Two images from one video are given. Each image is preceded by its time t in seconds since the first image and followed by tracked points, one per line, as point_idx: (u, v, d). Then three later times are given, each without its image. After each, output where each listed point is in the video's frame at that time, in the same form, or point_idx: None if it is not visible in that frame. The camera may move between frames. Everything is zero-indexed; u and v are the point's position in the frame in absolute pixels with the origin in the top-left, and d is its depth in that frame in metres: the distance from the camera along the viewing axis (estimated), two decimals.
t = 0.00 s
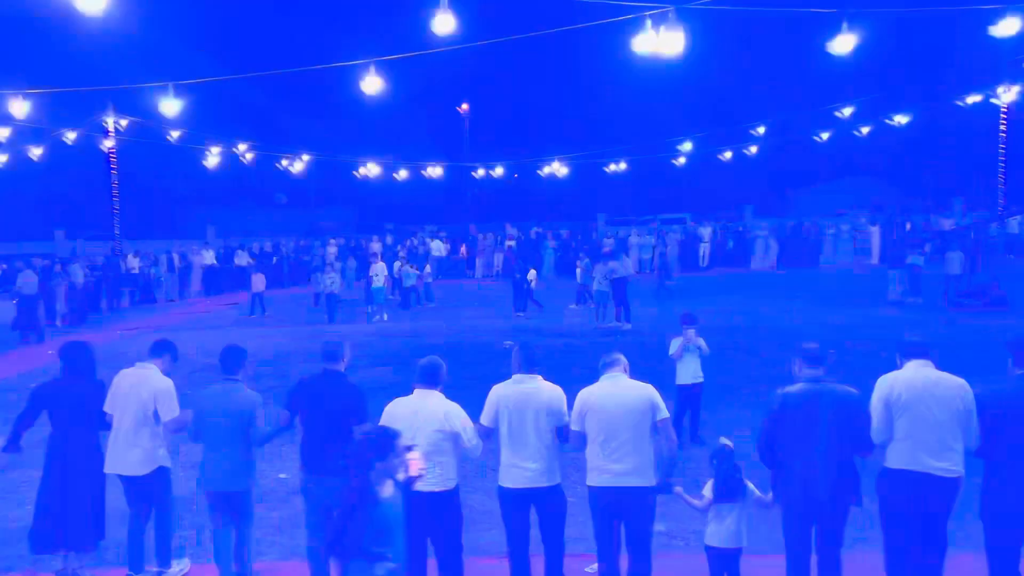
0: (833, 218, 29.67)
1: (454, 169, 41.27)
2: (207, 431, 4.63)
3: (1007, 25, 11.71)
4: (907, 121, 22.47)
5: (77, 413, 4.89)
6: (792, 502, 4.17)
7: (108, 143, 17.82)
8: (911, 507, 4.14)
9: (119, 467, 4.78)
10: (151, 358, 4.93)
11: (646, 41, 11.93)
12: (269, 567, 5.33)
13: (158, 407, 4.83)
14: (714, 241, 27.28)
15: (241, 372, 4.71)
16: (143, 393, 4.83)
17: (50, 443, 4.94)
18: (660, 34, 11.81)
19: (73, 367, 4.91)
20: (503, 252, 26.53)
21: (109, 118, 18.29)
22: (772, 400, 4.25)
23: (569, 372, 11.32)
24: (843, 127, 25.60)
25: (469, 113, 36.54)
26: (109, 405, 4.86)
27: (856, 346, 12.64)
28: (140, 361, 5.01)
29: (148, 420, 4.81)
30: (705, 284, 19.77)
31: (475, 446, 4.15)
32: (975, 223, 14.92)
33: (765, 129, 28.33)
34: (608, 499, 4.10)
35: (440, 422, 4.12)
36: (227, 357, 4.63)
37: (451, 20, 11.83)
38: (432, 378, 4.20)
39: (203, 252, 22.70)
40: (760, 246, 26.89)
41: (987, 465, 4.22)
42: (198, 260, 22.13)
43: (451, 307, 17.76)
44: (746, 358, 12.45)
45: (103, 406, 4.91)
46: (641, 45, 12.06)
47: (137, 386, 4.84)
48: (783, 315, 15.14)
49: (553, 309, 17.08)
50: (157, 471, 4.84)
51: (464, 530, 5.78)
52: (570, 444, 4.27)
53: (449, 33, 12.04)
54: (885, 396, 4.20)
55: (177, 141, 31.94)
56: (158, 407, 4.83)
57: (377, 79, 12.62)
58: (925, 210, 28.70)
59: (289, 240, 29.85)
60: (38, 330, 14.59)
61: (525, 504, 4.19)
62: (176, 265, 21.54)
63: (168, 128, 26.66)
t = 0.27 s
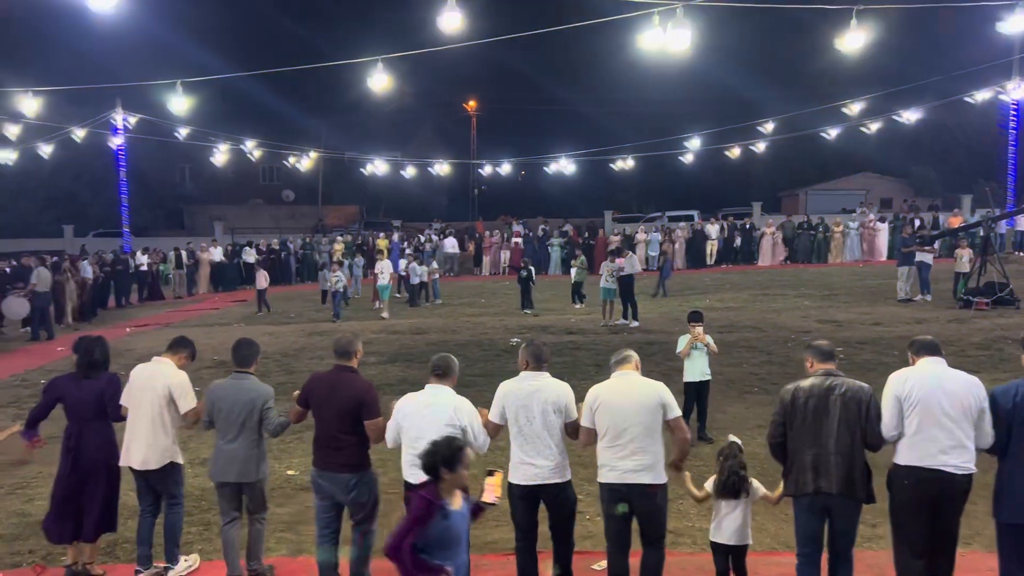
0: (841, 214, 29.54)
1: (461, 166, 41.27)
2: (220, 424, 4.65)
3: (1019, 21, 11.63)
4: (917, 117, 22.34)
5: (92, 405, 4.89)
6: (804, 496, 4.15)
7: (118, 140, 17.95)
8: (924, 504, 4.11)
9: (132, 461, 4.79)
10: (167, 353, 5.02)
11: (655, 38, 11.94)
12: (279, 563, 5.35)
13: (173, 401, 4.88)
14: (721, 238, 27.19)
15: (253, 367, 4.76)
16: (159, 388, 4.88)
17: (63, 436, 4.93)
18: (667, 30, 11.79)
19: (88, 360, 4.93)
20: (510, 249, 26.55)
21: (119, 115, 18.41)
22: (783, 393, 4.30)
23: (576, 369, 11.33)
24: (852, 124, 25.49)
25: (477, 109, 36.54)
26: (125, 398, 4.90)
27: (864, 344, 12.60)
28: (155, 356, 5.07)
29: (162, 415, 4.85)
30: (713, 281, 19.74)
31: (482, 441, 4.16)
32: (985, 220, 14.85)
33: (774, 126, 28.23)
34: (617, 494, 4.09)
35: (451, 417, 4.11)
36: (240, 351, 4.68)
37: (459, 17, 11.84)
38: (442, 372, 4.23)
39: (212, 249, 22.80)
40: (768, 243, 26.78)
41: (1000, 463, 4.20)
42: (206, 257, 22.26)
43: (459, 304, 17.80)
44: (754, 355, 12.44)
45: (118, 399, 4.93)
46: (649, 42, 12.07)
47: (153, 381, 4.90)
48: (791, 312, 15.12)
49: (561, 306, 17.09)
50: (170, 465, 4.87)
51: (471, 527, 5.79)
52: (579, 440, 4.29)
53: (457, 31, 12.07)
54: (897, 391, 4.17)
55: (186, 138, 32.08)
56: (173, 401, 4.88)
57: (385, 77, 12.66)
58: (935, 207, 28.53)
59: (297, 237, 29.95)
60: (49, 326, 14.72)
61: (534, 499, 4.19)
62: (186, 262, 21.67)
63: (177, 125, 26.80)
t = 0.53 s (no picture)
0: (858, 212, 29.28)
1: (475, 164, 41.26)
2: (253, 421, 4.69)
3: None
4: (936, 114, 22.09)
5: (125, 403, 4.95)
6: (829, 491, 4.12)
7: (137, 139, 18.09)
8: (951, 504, 4.07)
9: (168, 456, 4.83)
10: (201, 351, 5.09)
11: (672, 35, 11.89)
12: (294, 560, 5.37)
13: (208, 397, 4.93)
14: (736, 237, 27.01)
15: (287, 364, 4.80)
16: (195, 385, 4.94)
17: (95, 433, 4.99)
18: (685, 28, 11.74)
19: (121, 359, 4.98)
20: (523, 247, 26.57)
21: (138, 114, 18.56)
22: (811, 391, 4.29)
23: (592, 368, 11.31)
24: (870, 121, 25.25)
25: (492, 108, 36.51)
26: (162, 396, 4.96)
27: (881, 343, 12.51)
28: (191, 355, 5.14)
29: (199, 410, 4.89)
30: (730, 280, 19.62)
31: (507, 437, 4.12)
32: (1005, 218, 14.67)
33: (791, 123, 28.01)
34: (643, 491, 4.08)
35: (477, 413, 4.11)
36: (275, 350, 4.73)
37: (475, 15, 11.84)
38: (469, 369, 4.24)
39: (228, 247, 22.94)
40: (783, 242, 26.60)
41: None
42: (222, 255, 22.42)
43: (474, 302, 17.81)
44: (770, 355, 12.36)
45: (153, 397, 5.00)
46: (666, 39, 12.02)
47: (188, 378, 4.96)
48: (808, 311, 15.00)
49: (576, 305, 17.06)
50: (206, 462, 4.90)
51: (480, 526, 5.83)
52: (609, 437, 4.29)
53: (473, 30, 12.09)
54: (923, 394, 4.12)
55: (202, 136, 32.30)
56: (209, 397, 4.94)
57: (402, 76, 12.68)
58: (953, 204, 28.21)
59: (312, 235, 30.06)
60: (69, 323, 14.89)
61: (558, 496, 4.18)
62: (202, 260, 21.84)
63: (194, 124, 27.00)
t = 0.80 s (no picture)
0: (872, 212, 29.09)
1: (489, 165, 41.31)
2: (295, 420, 4.73)
3: None
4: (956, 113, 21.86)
5: (167, 403, 4.98)
6: (865, 490, 4.09)
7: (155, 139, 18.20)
8: (988, 505, 4.02)
9: (213, 455, 4.89)
10: (241, 351, 5.14)
11: (690, 34, 11.83)
12: (314, 559, 5.37)
13: (253, 397, 5.00)
14: (751, 237, 26.86)
15: (330, 364, 4.85)
16: (237, 385, 4.99)
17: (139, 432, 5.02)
18: (703, 27, 11.69)
19: (165, 359, 5.03)
20: (536, 247, 26.62)
21: (156, 114, 18.67)
22: (849, 392, 4.29)
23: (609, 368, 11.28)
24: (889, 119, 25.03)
25: (507, 107, 36.50)
26: (204, 397, 5.00)
27: (900, 344, 12.42)
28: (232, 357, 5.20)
29: (243, 410, 4.95)
30: (745, 280, 19.54)
31: (544, 436, 4.13)
32: None
33: (808, 123, 27.85)
34: (679, 491, 4.06)
35: (517, 415, 4.11)
36: (319, 351, 4.80)
37: (493, 14, 11.84)
38: (503, 370, 4.25)
39: (244, 247, 23.04)
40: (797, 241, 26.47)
41: None
42: (238, 255, 22.53)
43: (489, 302, 17.81)
44: (787, 355, 12.28)
45: (194, 398, 5.02)
46: (684, 38, 11.96)
47: (231, 378, 5.01)
48: (826, 312, 14.89)
49: (590, 305, 17.02)
50: (250, 463, 4.92)
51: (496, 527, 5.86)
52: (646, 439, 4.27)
53: (489, 30, 12.07)
54: (964, 396, 4.09)
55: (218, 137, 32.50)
56: (254, 397, 5.00)
57: (418, 75, 12.68)
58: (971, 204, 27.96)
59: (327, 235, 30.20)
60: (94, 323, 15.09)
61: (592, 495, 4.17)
62: (218, 259, 21.97)
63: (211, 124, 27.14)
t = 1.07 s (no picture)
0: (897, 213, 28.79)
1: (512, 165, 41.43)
2: (351, 415, 4.80)
3: None
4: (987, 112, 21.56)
5: (225, 395, 5.11)
6: (921, 487, 4.11)
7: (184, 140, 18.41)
8: None
9: (261, 448, 4.94)
10: (292, 347, 5.20)
11: (716, 32, 11.74)
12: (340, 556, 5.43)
13: (305, 391, 5.06)
14: (774, 238, 26.62)
15: (385, 361, 4.89)
16: (290, 379, 5.05)
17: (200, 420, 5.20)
18: (729, 25, 11.61)
19: (225, 351, 5.16)
20: (556, 248, 26.74)
21: (184, 115, 18.87)
22: (904, 389, 4.28)
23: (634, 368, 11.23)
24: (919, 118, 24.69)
25: (531, 107, 36.55)
26: (257, 390, 5.07)
27: (929, 346, 12.29)
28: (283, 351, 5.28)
29: (295, 405, 5.00)
30: (772, 281, 19.40)
31: (601, 432, 4.14)
32: None
33: (836, 122, 27.57)
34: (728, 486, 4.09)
35: (571, 410, 4.11)
36: (375, 348, 4.84)
37: (519, 13, 11.82)
38: (556, 366, 4.25)
39: (269, 246, 23.23)
40: (819, 242, 26.26)
41: None
42: (263, 254, 22.71)
43: (511, 302, 17.85)
44: (814, 357, 12.18)
45: (249, 390, 5.13)
46: (711, 36, 11.88)
47: (282, 372, 5.07)
48: (852, 313, 14.75)
49: (614, 305, 16.98)
50: (298, 457, 4.98)
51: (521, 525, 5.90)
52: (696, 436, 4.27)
53: (515, 29, 12.06)
54: None
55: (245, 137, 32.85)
56: (305, 392, 5.06)
57: (443, 75, 12.71)
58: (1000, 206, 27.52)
59: (351, 235, 30.41)
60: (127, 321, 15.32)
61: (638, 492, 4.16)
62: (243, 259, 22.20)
63: (237, 125, 27.40)
